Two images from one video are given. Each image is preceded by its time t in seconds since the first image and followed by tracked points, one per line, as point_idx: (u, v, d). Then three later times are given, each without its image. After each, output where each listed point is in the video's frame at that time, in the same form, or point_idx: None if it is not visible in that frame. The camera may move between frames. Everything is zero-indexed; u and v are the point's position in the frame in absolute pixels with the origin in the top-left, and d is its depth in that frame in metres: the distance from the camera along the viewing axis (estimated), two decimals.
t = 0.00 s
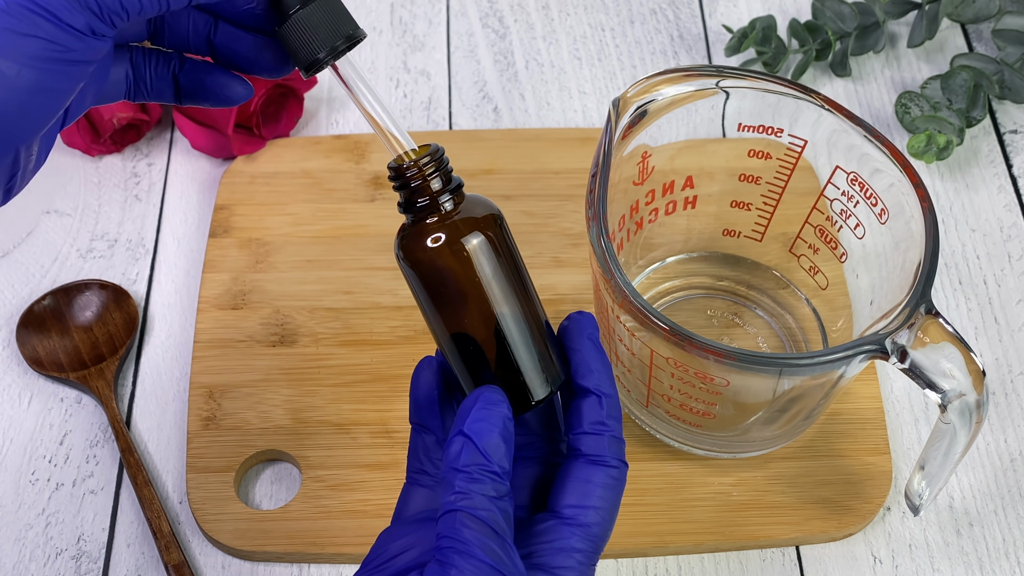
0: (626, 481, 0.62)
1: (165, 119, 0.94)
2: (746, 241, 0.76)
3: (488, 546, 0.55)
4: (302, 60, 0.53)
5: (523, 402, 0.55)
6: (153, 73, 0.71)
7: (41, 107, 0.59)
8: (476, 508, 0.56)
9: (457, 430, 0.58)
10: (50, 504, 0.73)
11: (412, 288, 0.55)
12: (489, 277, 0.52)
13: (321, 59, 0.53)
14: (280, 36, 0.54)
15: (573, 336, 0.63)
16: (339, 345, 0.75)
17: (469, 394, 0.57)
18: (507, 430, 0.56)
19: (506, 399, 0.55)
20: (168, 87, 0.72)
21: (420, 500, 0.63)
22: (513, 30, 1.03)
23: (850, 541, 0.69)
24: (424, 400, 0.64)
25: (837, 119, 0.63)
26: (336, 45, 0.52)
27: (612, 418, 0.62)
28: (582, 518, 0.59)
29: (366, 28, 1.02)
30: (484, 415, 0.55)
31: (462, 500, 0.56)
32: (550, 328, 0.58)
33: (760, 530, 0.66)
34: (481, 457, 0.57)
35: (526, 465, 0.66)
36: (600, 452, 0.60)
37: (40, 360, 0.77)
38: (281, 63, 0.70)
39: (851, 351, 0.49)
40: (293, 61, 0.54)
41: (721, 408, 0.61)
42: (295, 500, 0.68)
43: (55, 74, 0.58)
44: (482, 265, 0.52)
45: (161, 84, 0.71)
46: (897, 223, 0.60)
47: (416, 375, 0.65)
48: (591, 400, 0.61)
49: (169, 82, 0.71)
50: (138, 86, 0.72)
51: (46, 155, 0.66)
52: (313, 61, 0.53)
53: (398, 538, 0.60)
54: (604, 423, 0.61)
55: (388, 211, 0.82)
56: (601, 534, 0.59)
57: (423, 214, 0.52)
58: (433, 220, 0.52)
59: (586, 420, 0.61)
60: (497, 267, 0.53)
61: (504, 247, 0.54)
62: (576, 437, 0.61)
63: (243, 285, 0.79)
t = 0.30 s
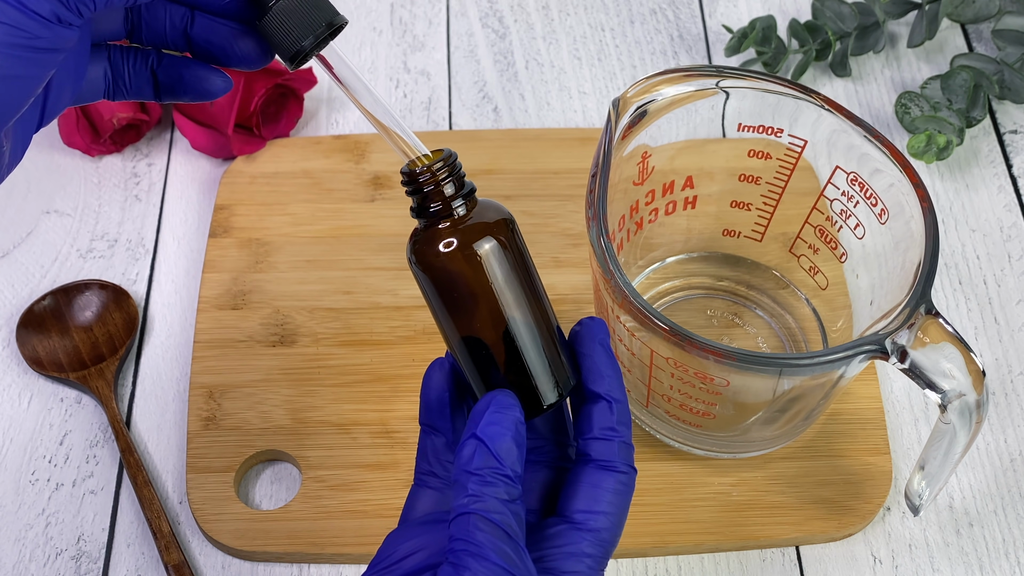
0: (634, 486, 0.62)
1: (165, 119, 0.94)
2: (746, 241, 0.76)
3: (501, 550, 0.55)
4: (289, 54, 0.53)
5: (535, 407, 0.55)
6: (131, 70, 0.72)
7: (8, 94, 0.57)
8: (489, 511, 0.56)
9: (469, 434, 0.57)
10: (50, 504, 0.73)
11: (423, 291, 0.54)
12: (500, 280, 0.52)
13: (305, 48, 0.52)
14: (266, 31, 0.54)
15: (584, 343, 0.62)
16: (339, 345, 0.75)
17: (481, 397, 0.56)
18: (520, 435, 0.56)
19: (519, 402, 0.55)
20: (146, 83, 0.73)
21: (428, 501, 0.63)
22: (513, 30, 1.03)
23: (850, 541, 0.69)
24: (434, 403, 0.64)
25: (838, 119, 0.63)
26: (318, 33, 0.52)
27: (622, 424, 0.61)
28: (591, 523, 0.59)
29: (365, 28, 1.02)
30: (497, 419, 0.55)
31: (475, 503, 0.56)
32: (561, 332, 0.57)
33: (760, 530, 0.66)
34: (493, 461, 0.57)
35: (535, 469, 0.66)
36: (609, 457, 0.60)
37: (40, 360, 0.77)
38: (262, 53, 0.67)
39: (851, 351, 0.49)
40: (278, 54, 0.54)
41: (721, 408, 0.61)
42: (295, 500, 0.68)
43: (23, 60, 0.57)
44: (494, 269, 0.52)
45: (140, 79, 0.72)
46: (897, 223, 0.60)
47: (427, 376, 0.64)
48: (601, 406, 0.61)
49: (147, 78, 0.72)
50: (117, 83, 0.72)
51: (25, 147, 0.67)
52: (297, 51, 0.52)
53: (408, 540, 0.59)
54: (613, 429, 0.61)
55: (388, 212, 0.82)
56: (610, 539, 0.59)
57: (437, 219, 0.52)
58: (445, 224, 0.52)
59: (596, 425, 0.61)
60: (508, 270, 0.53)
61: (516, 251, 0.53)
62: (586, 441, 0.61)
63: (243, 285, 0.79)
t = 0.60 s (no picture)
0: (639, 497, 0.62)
1: (165, 119, 0.94)
2: (746, 241, 0.76)
3: (519, 560, 0.55)
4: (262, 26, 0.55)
5: (548, 419, 0.55)
6: (108, 56, 0.71)
7: None
8: (506, 522, 0.56)
9: (485, 445, 0.57)
10: (50, 504, 0.73)
11: (440, 304, 0.53)
12: (520, 299, 0.51)
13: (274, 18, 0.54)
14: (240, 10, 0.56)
15: (594, 355, 0.62)
16: (339, 345, 0.75)
17: (494, 410, 0.55)
18: (534, 446, 0.55)
19: (534, 416, 0.54)
20: (125, 68, 0.72)
21: (432, 508, 0.63)
22: (513, 30, 1.03)
23: (850, 541, 0.69)
24: (442, 410, 0.64)
25: (838, 119, 0.63)
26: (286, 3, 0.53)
27: (631, 435, 0.61)
28: (602, 533, 0.59)
29: (365, 28, 1.02)
30: (514, 430, 0.54)
31: (493, 513, 0.56)
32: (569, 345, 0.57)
33: (760, 530, 0.66)
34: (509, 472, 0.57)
35: (542, 478, 0.66)
36: (618, 467, 0.60)
37: (40, 360, 0.77)
38: (236, 28, 0.68)
39: (851, 351, 0.49)
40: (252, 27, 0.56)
41: (721, 408, 0.61)
42: (295, 500, 0.68)
43: None
44: (513, 288, 0.50)
45: (119, 65, 0.71)
46: (897, 223, 0.60)
47: (435, 383, 0.64)
48: (611, 417, 0.61)
49: (125, 62, 0.71)
50: (97, 70, 0.72)
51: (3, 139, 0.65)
52: (267, 22, 0.54)
53: (416, 546, 0.58)
54: (623, 440, 0.61)
55: (387, 211, 0.82)
56: (619, 549, 0.59)
57: (458, 237, 0.50)
58: (467, 245, 0.50)
59: (605, 436, 0.61)
60: (527, 289, 0.51)
61: (535, 268, 0.52)
62: (595, 452, 0.61)
63: (243, 284, 0.79)
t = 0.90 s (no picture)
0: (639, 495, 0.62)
1: (165, 119, 0.95)
2: (746, 241, 0.76)
3: (524, 554, 0.55)
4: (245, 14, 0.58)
5: (552, 415, 0.55)
6: (93, 50, 0.72)
7: None
8: (511, 516, 0.56)
9: (490, 441, 0.57)
10: (50, 504, 0.73)
11: (446, 300, 0.52)
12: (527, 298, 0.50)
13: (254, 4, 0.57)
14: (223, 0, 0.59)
15: (596, 350, 0.62)
16: (339, 345, 0.75)
17: (500, 405, 0.55)
18: (539, 441, 0.55)
19: (537, 411, 0.54)
20: (109, 62, 0.72)
21: (433, 503, 0.62)
22: (513, 30, 1.03)
23: (850, 541, 0.69)
24: (444, 406, 0.63)
25: (838, 119, 0.63)
26: None
27: (631, 432, 0.61)
28: (603, 529, 0.59)
29: (365, 28, 1.02)
30: (518, 426, 0.54)
31: (498, 508, 0.56)
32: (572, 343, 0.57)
33: (760, 530, 0.66)
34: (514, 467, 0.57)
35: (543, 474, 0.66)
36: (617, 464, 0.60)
37: (40, 360, 0.77)
38: (218, 17, 0.69)
39: (850, 351, 0.49)
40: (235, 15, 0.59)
41: (720, 408, 0.61)
42: (295, 499, 0.68)
43: None
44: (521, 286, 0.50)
45: (103, 58, 0.72)
46: (897, 223, 0.60)
47: (438, 378, 0.64)
48: (612, 413, 0.61)
49: (109, 55, 0.72)
50: (82, 64, 0.72)
51: None
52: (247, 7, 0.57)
53: (417, 541, 0.58)
54: (624, 437, 0.61)
55: (388, 211, 0.82)
56: (620, 545, 0.59)
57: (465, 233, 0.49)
58: (474, 241, 0.49)
59: (606, 433, 0.61)
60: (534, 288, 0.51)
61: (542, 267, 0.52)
62: (596, 449, 0.61)
63: (243, 284, 0.79)
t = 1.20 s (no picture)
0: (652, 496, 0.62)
1: (165, 119, 0.95)
2: (746, 241, 0.76)
3: (543, 553, 0.55)
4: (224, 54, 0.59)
5: (567, 415, 0.54)
6: (76, 79, 0.73)
7: None
8: (529, 514, 0.56)
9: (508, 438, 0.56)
10: (50, 504, 0.73)
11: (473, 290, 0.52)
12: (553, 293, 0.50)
13: (236, 45, 0.58)
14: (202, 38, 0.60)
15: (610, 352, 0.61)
16: (339, 345, 0.75)
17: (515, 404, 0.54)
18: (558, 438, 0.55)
19: (555, 408, 0.53)
20: (91, 91, 0.74)
21: (447, 503, 0.62)
22: (514, 30, 1.03)
23: (850, 540, 0.69)
24: (459, 405, 0.63)
25: (837, 119, 0.63)
26: (248, 30, 0.58)
27: (645, 436, 0.61)
28: (618, 531, 0.59)
29: (366, 28, 1.02)
30: (536, 423, 0.53)
31: (516, 505, 0.56)
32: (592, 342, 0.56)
33: (760, 530, 0.66)
34: (533, 464, 0.57)
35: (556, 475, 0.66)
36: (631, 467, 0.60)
37: (40, 360, 0.77)
38: (201, 54, 0.70)
39: (851, 351, 0.49)
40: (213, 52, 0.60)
41: (721, 408, 0.61)
42: (295, 500, 0.68)
43: None
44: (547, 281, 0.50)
45: (85, 88, 0.73)
46: (897, 223, 0.60)
47: (453, 378, 0.64)
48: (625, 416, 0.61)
49: (92, 85, 0.73)
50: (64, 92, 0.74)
51: None
52: (228, 49, 0.58)
53: (432, 541, 0.57)
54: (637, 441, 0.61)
55: (388, 211, 0.82)
56: (634, 547, 0.59)
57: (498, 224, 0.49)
58: (506, 232, 0.49)
59: (620, 437, 0.61)
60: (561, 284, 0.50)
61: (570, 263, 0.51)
62: (611, 451, 0.61)
63: (243, 285, 0.79)
